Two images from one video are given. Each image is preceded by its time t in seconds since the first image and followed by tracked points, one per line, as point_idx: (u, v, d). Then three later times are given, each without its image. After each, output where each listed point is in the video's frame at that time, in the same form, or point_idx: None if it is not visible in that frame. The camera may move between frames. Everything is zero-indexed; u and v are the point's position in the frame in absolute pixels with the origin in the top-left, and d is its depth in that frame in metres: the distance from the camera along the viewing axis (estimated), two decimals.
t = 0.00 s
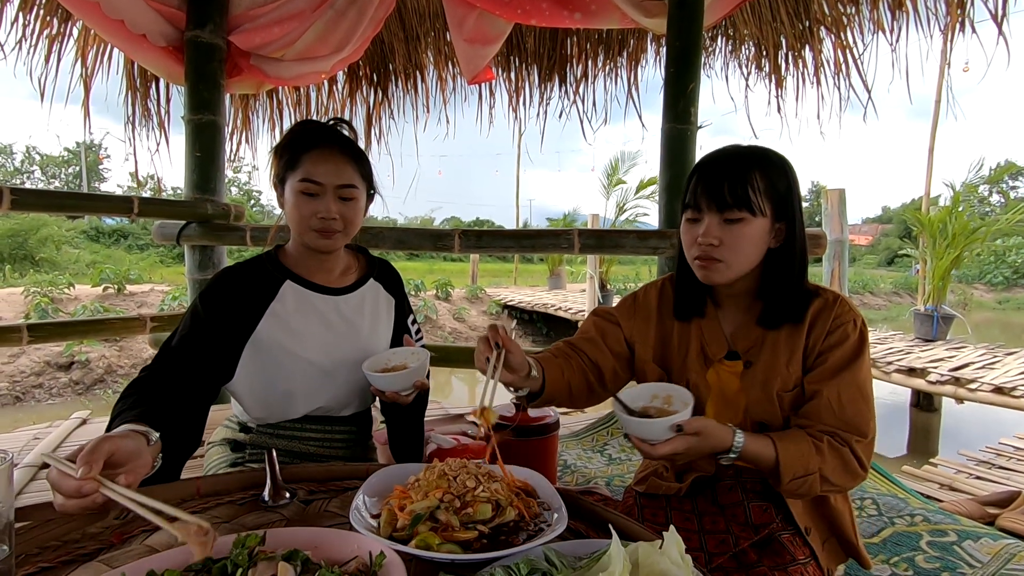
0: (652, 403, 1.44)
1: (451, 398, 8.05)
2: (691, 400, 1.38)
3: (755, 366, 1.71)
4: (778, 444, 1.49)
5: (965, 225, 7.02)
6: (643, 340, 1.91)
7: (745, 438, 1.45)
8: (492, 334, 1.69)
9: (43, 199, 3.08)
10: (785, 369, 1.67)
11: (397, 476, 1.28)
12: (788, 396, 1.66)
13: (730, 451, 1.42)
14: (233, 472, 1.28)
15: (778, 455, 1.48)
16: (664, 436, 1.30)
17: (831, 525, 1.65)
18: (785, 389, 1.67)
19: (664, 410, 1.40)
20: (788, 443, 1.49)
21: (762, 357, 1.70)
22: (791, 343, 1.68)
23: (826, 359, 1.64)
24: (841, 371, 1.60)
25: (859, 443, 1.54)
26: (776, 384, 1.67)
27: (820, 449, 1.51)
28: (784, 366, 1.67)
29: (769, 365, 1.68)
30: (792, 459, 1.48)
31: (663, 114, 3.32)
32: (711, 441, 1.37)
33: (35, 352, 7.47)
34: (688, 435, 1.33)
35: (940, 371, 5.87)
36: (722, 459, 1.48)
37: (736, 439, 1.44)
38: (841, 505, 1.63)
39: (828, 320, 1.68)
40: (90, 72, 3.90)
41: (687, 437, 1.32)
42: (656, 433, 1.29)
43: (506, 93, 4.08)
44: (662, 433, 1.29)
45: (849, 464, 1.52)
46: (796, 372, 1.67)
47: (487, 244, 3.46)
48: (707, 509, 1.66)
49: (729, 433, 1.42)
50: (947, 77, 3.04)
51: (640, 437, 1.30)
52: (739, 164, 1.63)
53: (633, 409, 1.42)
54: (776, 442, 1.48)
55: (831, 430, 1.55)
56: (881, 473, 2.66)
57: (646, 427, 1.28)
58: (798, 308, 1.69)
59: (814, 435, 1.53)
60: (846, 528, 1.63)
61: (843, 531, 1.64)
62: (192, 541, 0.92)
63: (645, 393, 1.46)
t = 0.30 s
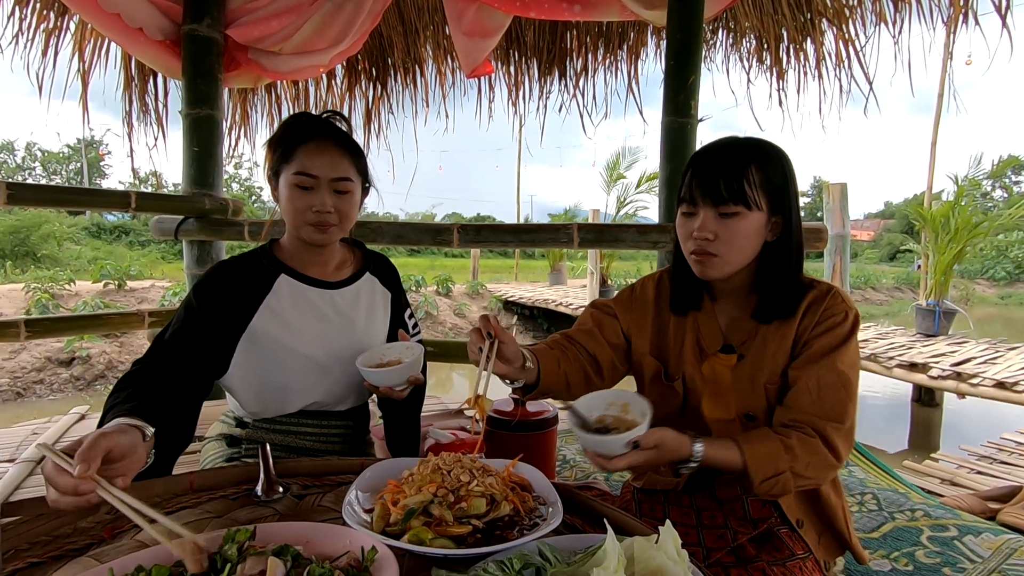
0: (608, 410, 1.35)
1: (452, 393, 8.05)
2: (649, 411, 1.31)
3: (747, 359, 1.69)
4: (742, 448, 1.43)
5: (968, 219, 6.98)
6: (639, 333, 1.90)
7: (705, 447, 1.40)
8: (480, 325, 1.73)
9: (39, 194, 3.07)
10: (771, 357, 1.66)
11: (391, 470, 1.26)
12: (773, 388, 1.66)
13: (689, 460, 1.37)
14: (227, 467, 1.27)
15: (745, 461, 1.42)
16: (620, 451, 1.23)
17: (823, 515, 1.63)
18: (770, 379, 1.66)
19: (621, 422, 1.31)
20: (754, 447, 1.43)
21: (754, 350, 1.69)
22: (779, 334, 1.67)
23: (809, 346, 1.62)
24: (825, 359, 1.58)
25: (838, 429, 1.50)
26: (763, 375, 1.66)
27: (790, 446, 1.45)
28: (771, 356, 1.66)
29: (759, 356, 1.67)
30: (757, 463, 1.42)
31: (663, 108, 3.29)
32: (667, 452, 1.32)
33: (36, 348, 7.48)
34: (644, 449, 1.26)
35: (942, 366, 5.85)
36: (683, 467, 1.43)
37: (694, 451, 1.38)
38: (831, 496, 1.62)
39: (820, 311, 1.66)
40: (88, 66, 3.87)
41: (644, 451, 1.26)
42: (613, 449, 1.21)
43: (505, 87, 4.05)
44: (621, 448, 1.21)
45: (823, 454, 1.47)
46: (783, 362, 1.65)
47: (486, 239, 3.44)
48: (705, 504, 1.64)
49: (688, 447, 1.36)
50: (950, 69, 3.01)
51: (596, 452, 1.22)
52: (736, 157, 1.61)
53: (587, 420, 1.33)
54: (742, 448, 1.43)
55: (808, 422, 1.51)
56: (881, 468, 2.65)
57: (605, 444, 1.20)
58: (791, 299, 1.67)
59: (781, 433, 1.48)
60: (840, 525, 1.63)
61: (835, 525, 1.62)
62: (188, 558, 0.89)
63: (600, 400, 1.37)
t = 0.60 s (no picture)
0: (576, 404, 1.35)
1: (452, 388, 8.07)
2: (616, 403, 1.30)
3: (739, 349, 1.69)
4: (721, 441, 1.40)
5: (969, 211, 6.95)
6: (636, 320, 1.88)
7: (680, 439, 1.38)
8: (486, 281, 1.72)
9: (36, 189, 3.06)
10: (761, 345, 1.66)
11: (389, 463, 1.26)
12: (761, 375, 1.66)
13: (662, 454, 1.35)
14: (225, 460, 1.27)
15: (721, 450, 1.39)
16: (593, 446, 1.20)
17: (817, 501, 1.62)
18: (760, 368, 1.67)
19: (588, 419, 1.29)
20: (730, 437, 1.40)
21: (747, 339, 1.68)
22: (769, 321, 1.66)
23: (797, 332, 1.61)
24: (808, 343, 1.57)
25: (818, 412, 1.48)
26: (752, 363, 1.67)
27: (764, 431, 1.43)
28: (761, 344, 1.66)
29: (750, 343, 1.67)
30: (734, 454, 1.39)
31: (663, 99, 3.27)
32: (639, 445, 1.30)
33: (37, 344, 7.51)
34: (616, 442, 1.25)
35: (943, 358, 5.84)
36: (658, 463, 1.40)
37: (670, 443, 1.36)
38: (825, 485, 1.60)
39: (811, 298, 1.65)
40: (84, 61, 3.85)
41: (616, 443, 1.25)
42: (585, 444, 1.19)
43: (504, 80, 4.03)
44: (590, 442, 1.19)
45: (799, 437, 1.44)
46: (770, 347, 1.66)
47: (485, 232, 3.42)
48: (705, 496, 1.64)
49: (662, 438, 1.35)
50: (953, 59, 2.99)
51: (567, 452, 1.21)
52: (731, 150, 1.59)
53: (554, 421, 1.33)
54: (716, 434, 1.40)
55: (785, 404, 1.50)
56: (882, 460, 2.64)
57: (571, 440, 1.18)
58: (785, 288, 1.66)
59: (755, 421, 1.45)
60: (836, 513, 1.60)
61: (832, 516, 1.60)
62: (177, 549, 0.88)
63: (568, 401, 1.37)
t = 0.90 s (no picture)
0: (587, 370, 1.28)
1: (453, 379, 8.08)
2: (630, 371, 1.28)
3: (743, 336, 1.66)
4: (729, 420, 1.38)
5: (972, 199, 6.91)
6: (633, 309, 1.88)
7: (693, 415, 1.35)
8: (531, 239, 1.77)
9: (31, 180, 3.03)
10: (766, 334, 1.63)
11: (385, 452, 1.23)
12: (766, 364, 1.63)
13: (676, 429, 1.33)
14: (219, 451, 1.25)
15: (733, 429, 1.37)
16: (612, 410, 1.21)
17: (821, 491, 1.59)
18: (764, 357, 1.64)
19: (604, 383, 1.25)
20: (741, 418, 1.38)
21: (749, 327, 1.65)
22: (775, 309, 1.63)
23: (802, 321, 1.58)
24: (818, 334, 1.53)
25: (827, 406, 1.44)
26: (756, 352, 1.64)
27: (778, 419, 1.41)
28: (766, 332, 1.63)
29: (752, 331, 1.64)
30: (746, 434, 1.37)
31: (663, 86, 3.23)
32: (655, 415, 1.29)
33: (36, 339, 7.51)
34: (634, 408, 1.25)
35: (945, 346, 5.82)
36: (667, 437, 1.38)
37: (682, 418, 1.34)
38: (829, 475, 1.57)
39: (816, 286, 1.61)
40: (78, 51, 3.81)
41: (632, 409, 1.25)
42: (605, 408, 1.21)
43: (502, 68, 3.99)
44: (611, 406, 1.20)
45: (810, 428, 1.41)
46: (775, 337, 1.62)
47: (484, 222, 3.39)
48: (706, 485, 1.63)
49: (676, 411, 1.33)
50: (957, 44, 2.94)
51: (583, 416, 1.21)
52: (733, 134, 1.56)
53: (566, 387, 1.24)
54: (728, 417, 1.38)
55: (796, 395, 1.46)
56: (884, 448, 2.62)
57: (593, 404, 1.19)
58: (789, 275, 1.63)
59: (771, 408, 1.43)
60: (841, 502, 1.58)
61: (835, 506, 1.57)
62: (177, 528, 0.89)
63: (577, 371, 1.28)
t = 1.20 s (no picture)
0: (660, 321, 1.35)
1: (457, 365, 8.08)
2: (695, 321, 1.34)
3: (764, 318, 1.64)
4: (787, 382, 1.42)
5: (980, 180, 6.83)
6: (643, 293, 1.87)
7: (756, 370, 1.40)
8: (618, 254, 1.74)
9: (30, 164, 3.00)
10: (795, 319, 1.60)
11: (394, 433, 1.21)
12: (798, 347, 1.60)
13: (740, 380, 1.37)
14: (225, 433, 1.22)
15: (788, 391, 1.41)
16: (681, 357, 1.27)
17: (840, 475, 1.58)
18: (796, 340, 1.60)
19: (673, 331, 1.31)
20: (798, 381, 1.42)
21: (770, 308, 1.63)
22: (802, 291, 1.60)
23: (833, 307, 1.57)
24: (853, 325, 1.51)
25: (875, 399, 1.43)
26: (785, 336, 1.60)
27: (831, 396, 1.43)
28: (795, 316, 1.59)
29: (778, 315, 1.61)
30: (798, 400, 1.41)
31: (669, 65, 3.16)
32: (721, 366, 1.34)
33: (39, 327, 7.51)
34: (700, 356, 1.31)
35: (951, 329, 5.79)
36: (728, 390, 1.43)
37: (749, 370, 1.38)
38: (852, 462, 1.56)
39: (843, 269, 1.58)
40: (74, 34, 3.74)
41: (699, 357, 1.31)
42: (673, 354, 1.25)
43: (505, 49, 3.91)
44: (678, 352, 1.25)
45: (861, 417, 1.42)
46: (807, 324, 1.60)
47: (488, 204, 3.35)
48: (719, 465, 1.61)
49: (741, 364, 1.37)
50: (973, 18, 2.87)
51: (653, 359, 1.27)
52: (748, 111, 1.51)
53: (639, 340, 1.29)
54: (785, 379, 1.43)
55: (844, 380, 1.46)
56: (894, 429, 2.60)
57: (662, 347, 1.24)
58: (813, 255, 1.59)
59: (827, 383, 1.45)
60: (861, 487, 1.56)
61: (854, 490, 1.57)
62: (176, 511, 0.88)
63: (646, 323, 1.35)
